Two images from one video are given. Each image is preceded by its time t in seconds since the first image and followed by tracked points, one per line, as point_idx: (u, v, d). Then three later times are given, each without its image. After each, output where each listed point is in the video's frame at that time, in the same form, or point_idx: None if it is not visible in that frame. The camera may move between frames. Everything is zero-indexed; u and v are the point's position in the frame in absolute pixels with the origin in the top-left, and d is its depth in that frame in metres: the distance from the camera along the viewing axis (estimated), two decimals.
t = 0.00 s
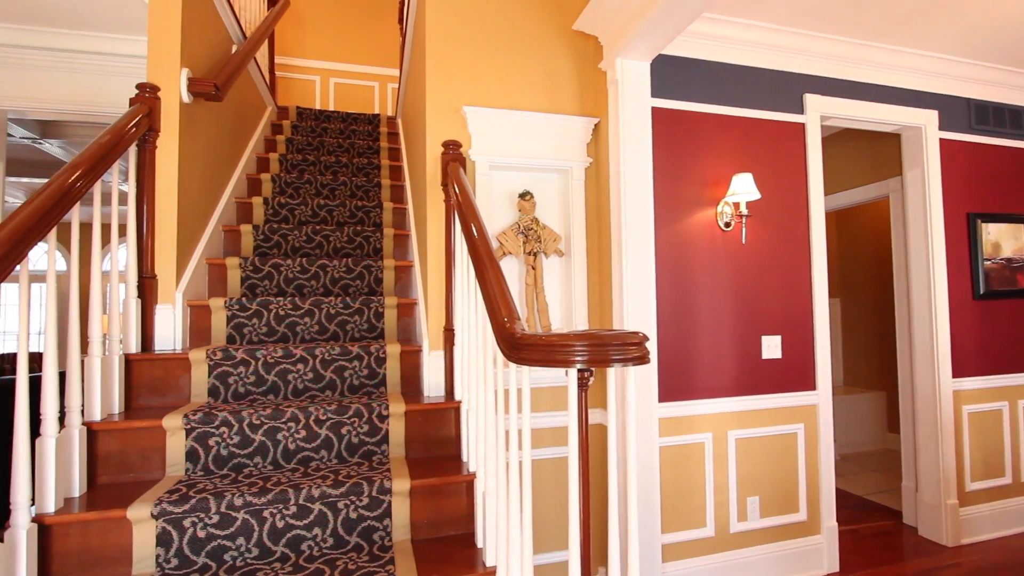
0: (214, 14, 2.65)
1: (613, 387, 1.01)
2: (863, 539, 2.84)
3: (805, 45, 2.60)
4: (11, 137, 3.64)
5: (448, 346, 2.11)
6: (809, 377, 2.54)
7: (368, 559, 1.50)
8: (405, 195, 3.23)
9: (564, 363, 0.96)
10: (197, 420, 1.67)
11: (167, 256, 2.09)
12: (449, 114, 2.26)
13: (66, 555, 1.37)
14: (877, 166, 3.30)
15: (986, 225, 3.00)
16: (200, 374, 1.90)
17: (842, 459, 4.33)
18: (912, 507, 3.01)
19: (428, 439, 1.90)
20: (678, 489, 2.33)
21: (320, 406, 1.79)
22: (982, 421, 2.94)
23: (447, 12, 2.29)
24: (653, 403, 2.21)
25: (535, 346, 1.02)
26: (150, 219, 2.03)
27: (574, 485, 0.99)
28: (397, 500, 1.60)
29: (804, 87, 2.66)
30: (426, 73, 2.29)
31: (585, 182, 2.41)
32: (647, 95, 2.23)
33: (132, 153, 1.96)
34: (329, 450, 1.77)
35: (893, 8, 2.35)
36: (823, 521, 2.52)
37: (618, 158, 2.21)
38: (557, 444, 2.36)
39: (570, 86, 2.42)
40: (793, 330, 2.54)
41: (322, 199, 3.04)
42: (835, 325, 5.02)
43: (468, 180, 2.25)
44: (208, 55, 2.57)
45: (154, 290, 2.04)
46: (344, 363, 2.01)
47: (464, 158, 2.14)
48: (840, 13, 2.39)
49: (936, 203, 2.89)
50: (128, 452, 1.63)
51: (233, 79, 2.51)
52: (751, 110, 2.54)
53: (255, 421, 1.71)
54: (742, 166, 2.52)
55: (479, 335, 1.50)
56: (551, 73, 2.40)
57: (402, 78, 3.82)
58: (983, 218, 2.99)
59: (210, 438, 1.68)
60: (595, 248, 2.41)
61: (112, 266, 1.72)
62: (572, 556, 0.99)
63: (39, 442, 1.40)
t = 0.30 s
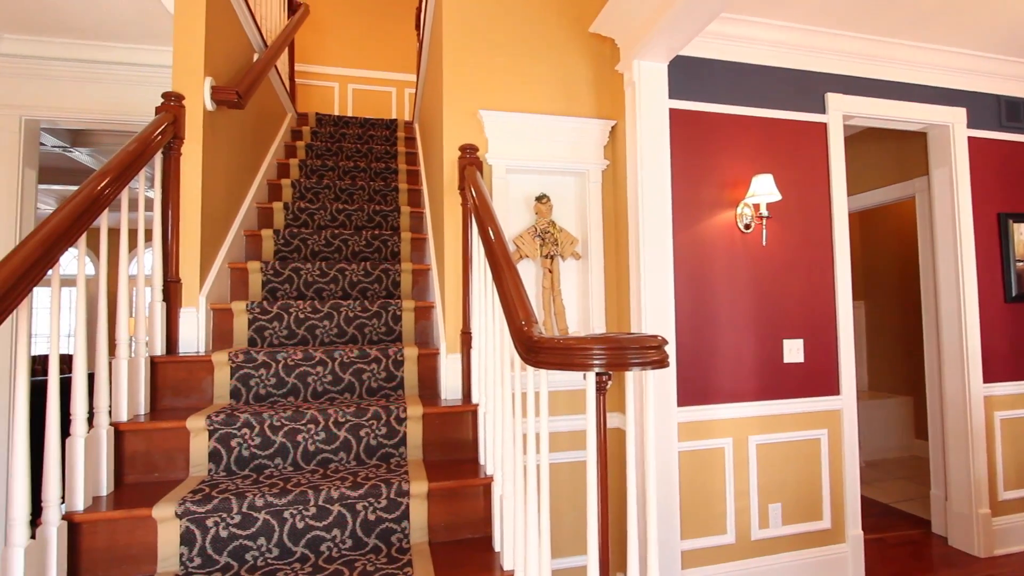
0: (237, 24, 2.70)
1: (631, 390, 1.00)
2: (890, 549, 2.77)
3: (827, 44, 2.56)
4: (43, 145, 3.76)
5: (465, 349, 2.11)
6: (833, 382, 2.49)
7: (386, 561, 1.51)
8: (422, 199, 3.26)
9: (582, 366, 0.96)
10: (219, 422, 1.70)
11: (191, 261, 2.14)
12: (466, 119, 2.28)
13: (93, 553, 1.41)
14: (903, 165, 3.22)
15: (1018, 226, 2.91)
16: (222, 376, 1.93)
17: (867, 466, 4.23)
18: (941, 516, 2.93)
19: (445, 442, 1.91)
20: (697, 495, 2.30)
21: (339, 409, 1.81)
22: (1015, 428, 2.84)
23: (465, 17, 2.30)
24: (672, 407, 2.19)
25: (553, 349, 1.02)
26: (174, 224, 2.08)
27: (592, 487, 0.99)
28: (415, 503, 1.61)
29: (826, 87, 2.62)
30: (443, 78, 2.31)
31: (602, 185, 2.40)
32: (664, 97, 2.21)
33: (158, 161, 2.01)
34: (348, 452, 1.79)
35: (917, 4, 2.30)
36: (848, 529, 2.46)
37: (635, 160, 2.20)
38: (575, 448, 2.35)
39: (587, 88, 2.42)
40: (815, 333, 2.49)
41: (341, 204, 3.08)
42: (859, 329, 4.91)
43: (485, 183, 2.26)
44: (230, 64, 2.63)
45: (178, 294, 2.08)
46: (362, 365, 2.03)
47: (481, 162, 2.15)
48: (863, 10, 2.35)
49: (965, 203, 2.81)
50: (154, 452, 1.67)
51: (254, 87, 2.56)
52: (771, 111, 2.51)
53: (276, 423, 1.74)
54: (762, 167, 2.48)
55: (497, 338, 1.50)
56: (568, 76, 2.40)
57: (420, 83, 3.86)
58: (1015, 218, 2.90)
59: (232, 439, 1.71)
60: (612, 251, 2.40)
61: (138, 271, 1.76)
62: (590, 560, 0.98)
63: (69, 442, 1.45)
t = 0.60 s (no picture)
0: (260, 36, 2.77)
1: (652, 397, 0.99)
2: (921, 562, 2.68)
3: (849, 44, 2.51)
4: (76, 157, 3.90)
5: (483, 355, 2.11)
6: (859, 389, 2.43)
7: (405, 566, 1.51)
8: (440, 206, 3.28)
9: (602, 373, 0.95)
10: (243, 426, 1.73)
11: (215, 268, 2.19)
12: (484, 126, 2.29)
13: (121, 553, 1.44)
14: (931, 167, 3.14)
15: None
16: (245, 381, 1.97)
17: (896, 476, 4.11)
18: (976, 529, 2.82)
19: (464, 447, 1.91)
20: (719, 504, 2.26)
21: (359, 413, 1.82)
22: None
23: (482, 26, 2.32)
24: (693, 414, 2.16)
25: (572, 355, 1.01)
26: (199, 232, 2.13)
27: (613, 494, 0.98)
28: (434, 508, 1.61)
29: (848, 88, 2.57)
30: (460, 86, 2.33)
31: (620, 190, 2.39)
32: (683, 101, 2.20)
33: (184, 171, 2.07)
34: (367, 457, 1.80)
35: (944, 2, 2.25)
36: (877, 541, 2.39)
37: (653, 165, 2.19)
38: (595, 455, 2.33)
39: (604, 94, 2.41)
40: (840, 340, 2.44)
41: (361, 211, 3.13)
42: (886, 335, 4.78)
43: (503, 189, 2.27)
44: (254, 75, 2.69)
45: (203, 300, 2.13)
46: (381, 370, 2.05)
47: (499, 168, 2.16)
48: (887, 10, 2.30)
49: (997, 205, 2.72)
50: (179, 455, 1.70)
51: (277, 97, 2.62)
52: (792, 113, 2.47)
53: (297, 428, 1.76)
54: (784, 171, 2.44)
55: (515, 343, 1.50)
56: (585, 82, 2.40)
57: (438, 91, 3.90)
58: None
59: (255, 442, 1.73)
60: (631, 257, 2.38)
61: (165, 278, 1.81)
62: (611, 569, 0.97)
63: (99, 444, 1.49)
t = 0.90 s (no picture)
0: (281, 48, 2.83)
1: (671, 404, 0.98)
2: None
3: (871, 44, 2.47)
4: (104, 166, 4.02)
5: (500, 360, 2.11)
6: (885, 397, 2.37)
7: (423, 572, 1.52)
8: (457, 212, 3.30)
9: (620, 379, 0.94)
10: (263, 430, 1.75)
11: (237, 274, 2.23)
12: (500, 132, 2.30)
13: (146, 554, 1.47)
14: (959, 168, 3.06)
15: None
16: (266, 385, 2.00)
17: (925, 487, 3.99)
18: (1011, 542, 2.72)
19: (481, 453, 1.91)
20: (741, 513, 2.22)
21: (377, 418, 1.83)
22: None
23: (498, 32, 2.34)
24: (713, 421, 2.12)
25: (590, 361, 1.01)
26: (222, 239, 2.18)
27: (632, 501, 0.97)
28: (451, 514, 1.61)
29: (871, 88, 2.52)
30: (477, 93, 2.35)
31: (637, 195, 2.38)
32: (701, 105, 2.18)
33: (208, 179, 2.12)
34: (385, 462, 1.81)
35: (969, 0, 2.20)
36: (906, 553, 2.32)
37: (670, 169, 2.17)
38: (613, 462, 2.30)
39: (620, 98, 2.41)
40: (865, 345, 2.38)
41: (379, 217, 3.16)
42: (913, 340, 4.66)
43: (520, 195, 2.28)
44: (275, 85, 2.74)
45: (225, 306, 2.17)
46: (399, 376, 2.06)
47: (516, 174, 2.17)
48: (909, 8, 2.26)
49: None
50: (202, 458, 1.73)
51: (298, 107, 2.67)
52: (813, 115, 2.43)
53: (317, 432, 1.77)
54: (804, 173, 2.41)
55: (532, 348, 1.49)
56: (601, 87, 2.39)
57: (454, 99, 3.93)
58: None
59: (275, 447, 1.76)
60: (649, 262, 2.37)
61: (189, 284, 1.85)
62: None
63: (125, 447, 1.52)
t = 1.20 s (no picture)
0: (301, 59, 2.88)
1: (691, 411, 0.97)
2: None
3: (892, 46, 2.43)
4: (130, 177, 4.13)
5: (516, 367, 2.11)
6: (911, 405, 2.31)
7: None
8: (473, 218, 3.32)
9: (638, 386, 0.94)
10: (283, 435, 1.77)
11: (258, 282, 2.27)
12: (515, 139, 2.31)
13: (167, 557, 1.49)
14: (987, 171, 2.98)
15: None
16: (285, 391, 2.02)
17: (955, 498, 3.86)
18: None
19: (498, 460, 1.90)
20: (763, 523, 2.18)
21: (394, 424, 1.84)
22: None
23: (514, 41, 2.36)
24: (733, 429, 2.09)
25: (607, 368, 1.01)
26: (243, 247, 2.22)
27: (651, 511, 0.96)
28: (468, 521, 1.61)
29: (893, 90, 2.48)
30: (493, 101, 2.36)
31: (653, 200, 2.36)
32: (718, 109, 2.17)
33: (230, 189, 2.16)
34: (402, 468, 1.82)
35: None
36: (935, 567, 2.25)
37: (688, 174, 2.16)
38: (631, 470, 2.28)
39: (636, 104, 2.40)
40: (889, 352, 2.33)
41: (395, 225, 3.20)
42: (941, 347, 4.53)
43: (535, 202, 2.28)
44: (295, 96, 2.80)
45: (246, 313, 2.21)
46: (416, 382, 2.07)
47: (532, 181, 2.17)
48: (932, 8, 2.22)
49: None
50: (223, 462, 1.76)
51: (317, 116, 2.72)
52: (833, 118, 2.40)
53: (335, 438, 1.79)
54: (825, 177, 2.37)
55: (549, 354, 1.49)
56: (617, 93, 2.39)
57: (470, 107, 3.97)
58: None
59: (294, 452, 1.77)
60: (666, 268, 2.35)
61: (211, 291, 1.89)
62: None
63: (149, 451, 1.55)
